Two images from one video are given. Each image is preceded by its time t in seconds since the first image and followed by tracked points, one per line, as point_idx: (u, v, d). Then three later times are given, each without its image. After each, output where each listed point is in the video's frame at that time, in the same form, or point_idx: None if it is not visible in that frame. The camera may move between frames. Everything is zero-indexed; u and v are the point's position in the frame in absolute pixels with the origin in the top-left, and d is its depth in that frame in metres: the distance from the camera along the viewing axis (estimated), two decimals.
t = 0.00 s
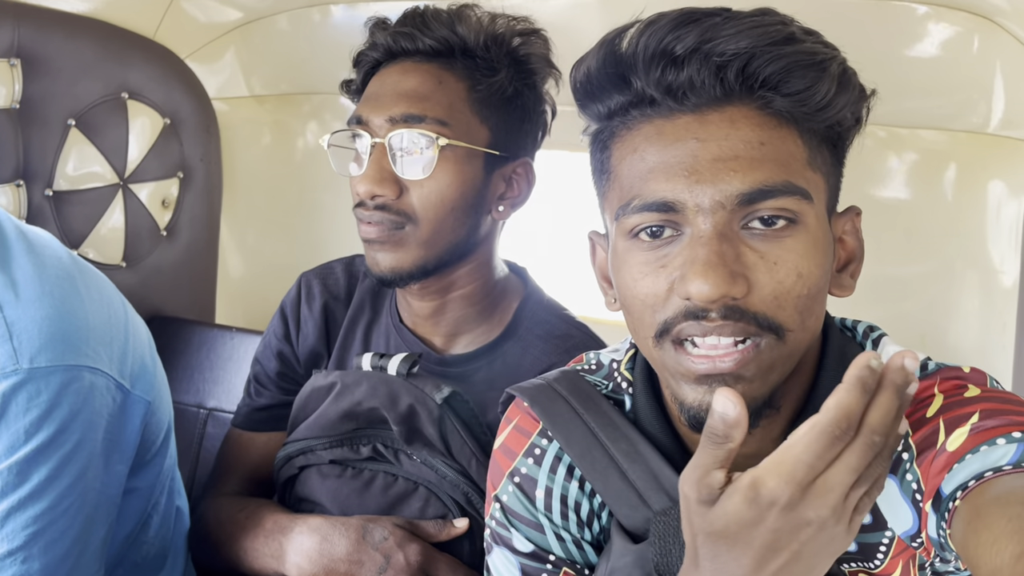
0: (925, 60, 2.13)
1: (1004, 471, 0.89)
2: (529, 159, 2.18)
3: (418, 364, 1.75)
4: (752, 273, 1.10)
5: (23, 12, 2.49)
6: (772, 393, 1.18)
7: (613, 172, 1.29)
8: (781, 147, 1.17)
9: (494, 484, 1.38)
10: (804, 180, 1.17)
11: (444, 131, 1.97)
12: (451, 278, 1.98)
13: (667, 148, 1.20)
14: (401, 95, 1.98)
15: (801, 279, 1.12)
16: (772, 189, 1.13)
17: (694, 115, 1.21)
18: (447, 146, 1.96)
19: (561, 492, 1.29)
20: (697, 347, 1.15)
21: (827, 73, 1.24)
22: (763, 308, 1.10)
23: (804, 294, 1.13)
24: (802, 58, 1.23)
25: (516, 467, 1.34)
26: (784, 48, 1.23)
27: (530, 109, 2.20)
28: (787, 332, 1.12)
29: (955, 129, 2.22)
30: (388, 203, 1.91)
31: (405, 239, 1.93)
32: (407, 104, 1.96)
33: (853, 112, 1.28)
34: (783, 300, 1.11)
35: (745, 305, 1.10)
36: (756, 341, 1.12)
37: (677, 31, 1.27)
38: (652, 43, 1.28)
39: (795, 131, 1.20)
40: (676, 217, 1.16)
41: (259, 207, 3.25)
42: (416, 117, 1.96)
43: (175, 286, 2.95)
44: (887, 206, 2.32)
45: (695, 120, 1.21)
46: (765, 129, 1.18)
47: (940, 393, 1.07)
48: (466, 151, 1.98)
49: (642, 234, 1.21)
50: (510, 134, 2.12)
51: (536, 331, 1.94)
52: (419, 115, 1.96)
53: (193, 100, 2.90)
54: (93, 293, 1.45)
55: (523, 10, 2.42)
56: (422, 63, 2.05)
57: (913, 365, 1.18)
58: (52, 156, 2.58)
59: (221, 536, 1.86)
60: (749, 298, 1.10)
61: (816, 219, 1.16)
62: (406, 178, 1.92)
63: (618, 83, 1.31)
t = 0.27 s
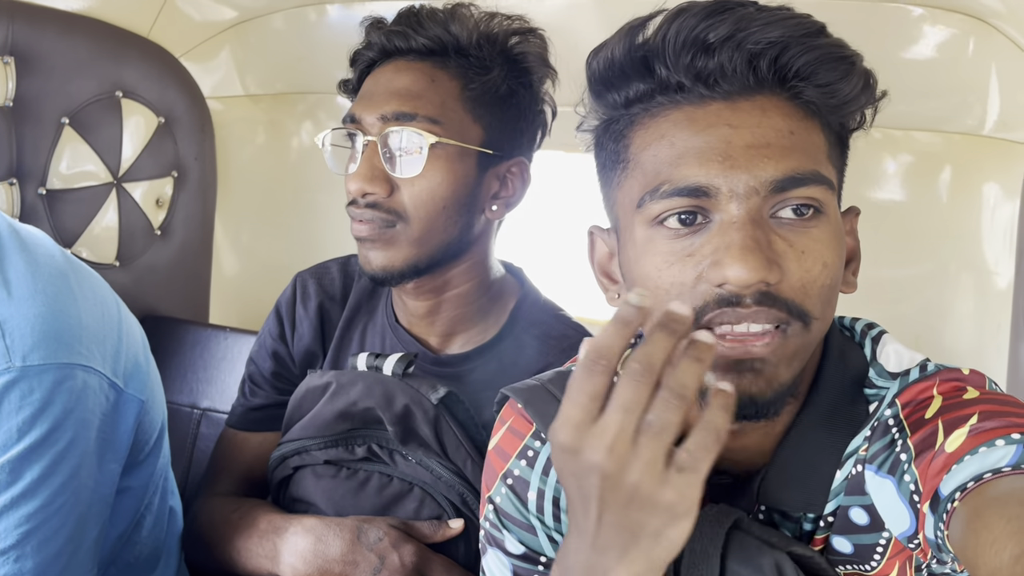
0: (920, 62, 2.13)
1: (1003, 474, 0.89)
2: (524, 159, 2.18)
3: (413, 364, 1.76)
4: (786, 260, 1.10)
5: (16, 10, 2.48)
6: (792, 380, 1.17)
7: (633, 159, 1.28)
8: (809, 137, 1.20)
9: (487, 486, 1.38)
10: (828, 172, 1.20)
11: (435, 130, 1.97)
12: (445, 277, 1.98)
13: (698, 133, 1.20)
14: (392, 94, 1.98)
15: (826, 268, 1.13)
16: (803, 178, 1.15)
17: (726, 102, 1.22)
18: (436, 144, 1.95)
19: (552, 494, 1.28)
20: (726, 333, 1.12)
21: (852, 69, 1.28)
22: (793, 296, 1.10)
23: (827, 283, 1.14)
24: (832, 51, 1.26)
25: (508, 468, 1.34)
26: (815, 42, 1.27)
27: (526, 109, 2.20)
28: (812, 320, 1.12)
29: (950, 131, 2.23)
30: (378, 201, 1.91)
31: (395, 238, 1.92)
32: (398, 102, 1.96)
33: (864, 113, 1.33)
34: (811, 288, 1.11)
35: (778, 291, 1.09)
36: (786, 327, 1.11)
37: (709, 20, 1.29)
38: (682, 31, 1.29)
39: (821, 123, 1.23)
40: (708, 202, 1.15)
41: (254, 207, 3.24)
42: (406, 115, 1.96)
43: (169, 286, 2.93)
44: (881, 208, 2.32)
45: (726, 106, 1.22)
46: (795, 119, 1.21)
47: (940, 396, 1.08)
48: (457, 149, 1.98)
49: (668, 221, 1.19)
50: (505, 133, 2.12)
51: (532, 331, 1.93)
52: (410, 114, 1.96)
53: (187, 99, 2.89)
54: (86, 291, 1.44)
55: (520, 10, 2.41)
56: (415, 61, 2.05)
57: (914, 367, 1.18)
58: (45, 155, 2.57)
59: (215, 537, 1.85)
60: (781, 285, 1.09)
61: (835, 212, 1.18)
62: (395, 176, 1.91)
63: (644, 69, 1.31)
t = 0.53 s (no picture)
0: (918, 63, 2.13)
1: (996, 466, 0.89)
2: (521, 157, 2.17)
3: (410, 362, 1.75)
4: (756, 260, 1.09)
5: (13, 8, 2.48)
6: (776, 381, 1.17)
7: (611, 162, 1.29)
8: (782, 133, 1.17)
9: (484, 483, 1.38)
10: (804, 168, 1.17)
11: (429, 127, 1.96)
12: (442, 276, 1.98)
13: (670, 136, 1.20)
14: (388, 91, 1.97)
15: (802, 267, 1.11)
16: (775, 176, 1.13)
17: (695, 103, 1.21)
18: (431, 141, 1.95)
19: (550, 491, 1.28)
20: (698, 334, 1.13)
21: (828, 62, 1.25)
22: (765, 297, 1.09)
23: (806, 282, 1.11)
24: (804, 47, 1.24)
25: (505, 465, 1.34)
26: (786, 38, 1.24)
27: (523, 108, 2.19)
28: (788, 318, 1.11)
29: (948, 132, 2.23)
30: (372, 198, 1.90)
31: (388, 235, 1.92)
32: (393, 100, 1.96)
33: (850, 104, 1.29)
34: (785, 288, 1.10)
35: (748, 292, 1.08)
36: (760, 329, 1.09)
37: (679, 21, 1.28)
38: (653, 33, 1.29)
39: (796, 119, 1.20)
40: (678, 205, 1.15)
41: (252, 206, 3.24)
42: (401, 113, 1.95)
43: (166, 285, 2.93)
44: (878, 209, 2.33)
45: (696, 107, 1.21)
46: (768, 116, 1.18)
47: (932, 390, 1.07)
48: (451, 147, 1.97)
49: (642, 224, 1.20)
50: (502, 132, 2.12)
51: (529, 330, 1.93)
52: (405, 112, 1.95)
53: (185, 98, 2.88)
54: (85, 290, 1.43)
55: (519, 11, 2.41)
56: (412, 59, 2.05)
57: (907, 361, 1.18)
58: (42, 153, 2.57)
59: (211, 535, 1.84)
60: (752, 286, 1.08)
61: (815, 208, 1.15)
62: (388, 173, 1.91)
63: (618, 73, 1.31)
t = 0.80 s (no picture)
0: (915, 66, 2.13)
1: (993, 470, 0.89)
2: (514, 157, 2.17)
3: (405, 364, 1.74)
4: (739, 294, 1.10)
5: (9, 7, 2.47)
6: (765, 407, 1.18)
7: (591, 188, 1.27)
8: (763, 161, 1.16)
9: (482, 486, 1.37)
10: (788, 192, 1.16)
11: (421, 127, 1.96)
12: (436, 276, 1.97)
13: (647, 169, 1.18)
14: (381, 92, 1.98)
15: (788, 294, 1.13)
16: (757, 206, 1.13)
17: (671, 133, 1.18)
18: (423, 141, 1.95)
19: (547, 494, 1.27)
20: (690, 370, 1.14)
21: (809, 82, 1.21)
22: (750, 331, 1.10)
23: (791, 309, 1.13)
24: (783, 71, 1.19)
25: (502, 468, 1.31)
26: (764, 60, 1.20)
27: (517, 108, 2.19)
28: (774, 351, 1.13)
29: (944, 135, 2.23)
30: (364, 198, 1.90)
31: (382, 236, 1.92)
32: (385, 100, 1.96)
33: (836, 114, 1.26)
34: (770, 318, 1.11)
35: (733, 330, 1.09)
36: (747, 361, 1.12)
37: (652, 46, 1.23)
38: (626, 58, 1.25)
39: (776, 145, 1.18)
40: (659, 239, 1.15)
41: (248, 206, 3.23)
42: (393, 113, 1.95)
43: (162, 285, 2.92)
44: (874, 211, 2.34)
45: (672, 139, 1.18)
46: (747, 145, 1.16)
47: (929, 393, 1.07)
48: (444, 147, 1.97)
49: (624, 255, 1.20)
50: (496, 132, 2.11)
51: (525, 331, 1.93)
52: (397, 111, 1.96)
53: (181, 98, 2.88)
54: (83, 291, 1.43)
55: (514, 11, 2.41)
56: (405, 60, 2.05)
57: (903, 365, 1.18)
58: (37, 153, 2.56)
59: (206, 537, 1.83)
60: (738, 322, 1.09)
61: (804, 232, 1.16)
62: (380, 174, 1.91)
63: (594, 98, 1.28)
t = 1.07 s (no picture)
0: (911, 68, 2.13)
1: (989, 474, 0.89)
2: (511, 159, 2.17)
3: (400, 365, 1.74)
4: (728, 305, 1.11)
5: (5, 8, 2.46)
6: (758, 417, 1.18)
7: (583, 193, 1.27)
8: (756, 168, 1.15)
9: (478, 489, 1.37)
10: (780, 201, 1.15)
11: (418, 128, 1.96)
12: (432, 277, 1.97)
13: (639, 177, 1.17)
14: (377, 93, 1.97)
15: (777, 305, 1.13)
16: (749, 215, 1.12)
17: (663, 140, 1.18)
18: (420, 142, 1.94)
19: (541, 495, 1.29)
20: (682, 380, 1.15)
21: (802, 89, 1.20)
22: (739, 343, 1.11)
23: (780, 319, 1.13)
24: (776, 78, 1.19)
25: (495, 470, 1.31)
26: (757, 68, 1.19)
27: (513, 109, 2.19)
28: (762, 363, 1.13)
29: (940, 137, 2.23)
30: (361, 199, 1.90)
31: (378, 237, 1.92)
32: (381, 101, 1.96)
33: (831, 122, 1.25)
34: (758, 330, 1.12)
35: (722, 341, 1.10)
36: (734, 376, 1.12)
37: (645, 52, 1.23)
38: (619, 64, 1.24)
39: (770, 153, 1.17)
40: (650, 248, 1.15)
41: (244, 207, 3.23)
42: (389, 114, 1.95)
43: (157, 286, 2.92)
44: (869, 213, 2.34)
45: (664, 145, 1.18)
46: (740, 152, 1.15)
47: (925, 397, 1.08)
48: (439, 149, 1.97)
49: (616, 262, 1.20)
50: (492, 133, 2.11)
51: (520, 333, 1.92)
52: (393, 113, 1.95)
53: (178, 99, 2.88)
54: (78, 293, 1.42)
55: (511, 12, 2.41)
56: (402, 61, 2.04)
57: (900, 369, 1.18)
58: (33, 153, 2.55)
59: (200, 539, 1.83)
60: (728, 333, 1.10)
61: (796, 240, 1.16)
62: (377, 175, 1.91)
63: (587, 104, 1.27)
